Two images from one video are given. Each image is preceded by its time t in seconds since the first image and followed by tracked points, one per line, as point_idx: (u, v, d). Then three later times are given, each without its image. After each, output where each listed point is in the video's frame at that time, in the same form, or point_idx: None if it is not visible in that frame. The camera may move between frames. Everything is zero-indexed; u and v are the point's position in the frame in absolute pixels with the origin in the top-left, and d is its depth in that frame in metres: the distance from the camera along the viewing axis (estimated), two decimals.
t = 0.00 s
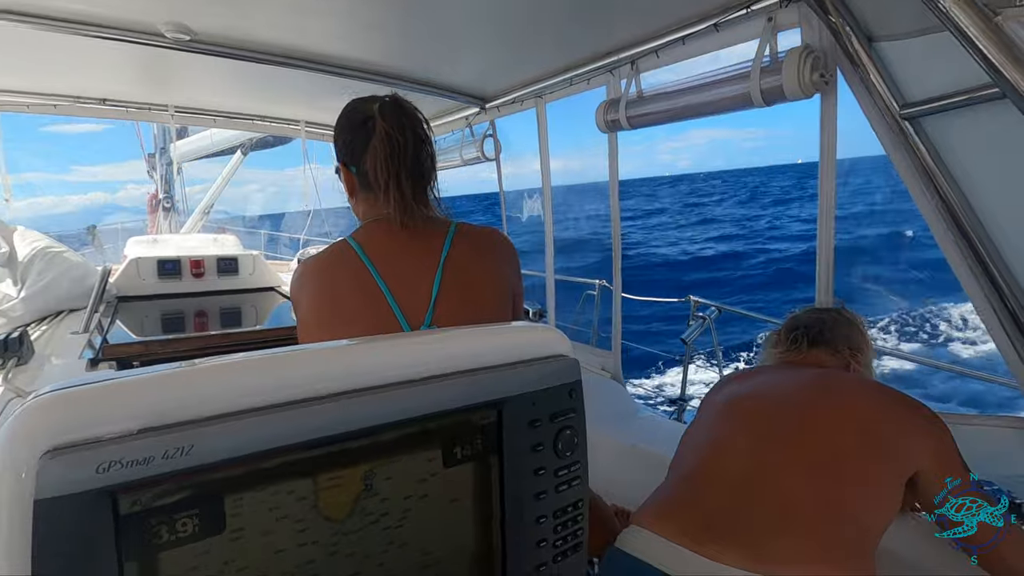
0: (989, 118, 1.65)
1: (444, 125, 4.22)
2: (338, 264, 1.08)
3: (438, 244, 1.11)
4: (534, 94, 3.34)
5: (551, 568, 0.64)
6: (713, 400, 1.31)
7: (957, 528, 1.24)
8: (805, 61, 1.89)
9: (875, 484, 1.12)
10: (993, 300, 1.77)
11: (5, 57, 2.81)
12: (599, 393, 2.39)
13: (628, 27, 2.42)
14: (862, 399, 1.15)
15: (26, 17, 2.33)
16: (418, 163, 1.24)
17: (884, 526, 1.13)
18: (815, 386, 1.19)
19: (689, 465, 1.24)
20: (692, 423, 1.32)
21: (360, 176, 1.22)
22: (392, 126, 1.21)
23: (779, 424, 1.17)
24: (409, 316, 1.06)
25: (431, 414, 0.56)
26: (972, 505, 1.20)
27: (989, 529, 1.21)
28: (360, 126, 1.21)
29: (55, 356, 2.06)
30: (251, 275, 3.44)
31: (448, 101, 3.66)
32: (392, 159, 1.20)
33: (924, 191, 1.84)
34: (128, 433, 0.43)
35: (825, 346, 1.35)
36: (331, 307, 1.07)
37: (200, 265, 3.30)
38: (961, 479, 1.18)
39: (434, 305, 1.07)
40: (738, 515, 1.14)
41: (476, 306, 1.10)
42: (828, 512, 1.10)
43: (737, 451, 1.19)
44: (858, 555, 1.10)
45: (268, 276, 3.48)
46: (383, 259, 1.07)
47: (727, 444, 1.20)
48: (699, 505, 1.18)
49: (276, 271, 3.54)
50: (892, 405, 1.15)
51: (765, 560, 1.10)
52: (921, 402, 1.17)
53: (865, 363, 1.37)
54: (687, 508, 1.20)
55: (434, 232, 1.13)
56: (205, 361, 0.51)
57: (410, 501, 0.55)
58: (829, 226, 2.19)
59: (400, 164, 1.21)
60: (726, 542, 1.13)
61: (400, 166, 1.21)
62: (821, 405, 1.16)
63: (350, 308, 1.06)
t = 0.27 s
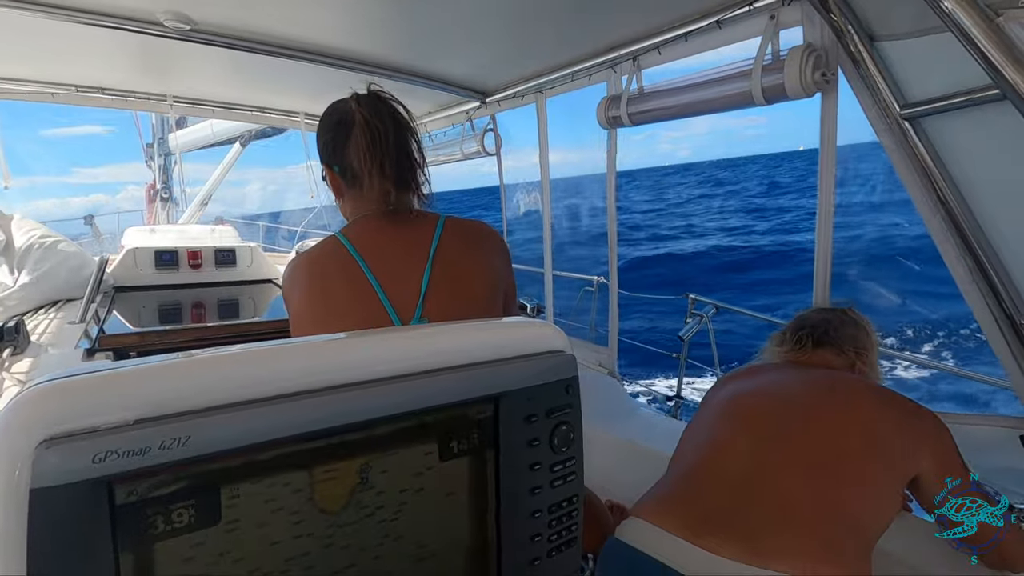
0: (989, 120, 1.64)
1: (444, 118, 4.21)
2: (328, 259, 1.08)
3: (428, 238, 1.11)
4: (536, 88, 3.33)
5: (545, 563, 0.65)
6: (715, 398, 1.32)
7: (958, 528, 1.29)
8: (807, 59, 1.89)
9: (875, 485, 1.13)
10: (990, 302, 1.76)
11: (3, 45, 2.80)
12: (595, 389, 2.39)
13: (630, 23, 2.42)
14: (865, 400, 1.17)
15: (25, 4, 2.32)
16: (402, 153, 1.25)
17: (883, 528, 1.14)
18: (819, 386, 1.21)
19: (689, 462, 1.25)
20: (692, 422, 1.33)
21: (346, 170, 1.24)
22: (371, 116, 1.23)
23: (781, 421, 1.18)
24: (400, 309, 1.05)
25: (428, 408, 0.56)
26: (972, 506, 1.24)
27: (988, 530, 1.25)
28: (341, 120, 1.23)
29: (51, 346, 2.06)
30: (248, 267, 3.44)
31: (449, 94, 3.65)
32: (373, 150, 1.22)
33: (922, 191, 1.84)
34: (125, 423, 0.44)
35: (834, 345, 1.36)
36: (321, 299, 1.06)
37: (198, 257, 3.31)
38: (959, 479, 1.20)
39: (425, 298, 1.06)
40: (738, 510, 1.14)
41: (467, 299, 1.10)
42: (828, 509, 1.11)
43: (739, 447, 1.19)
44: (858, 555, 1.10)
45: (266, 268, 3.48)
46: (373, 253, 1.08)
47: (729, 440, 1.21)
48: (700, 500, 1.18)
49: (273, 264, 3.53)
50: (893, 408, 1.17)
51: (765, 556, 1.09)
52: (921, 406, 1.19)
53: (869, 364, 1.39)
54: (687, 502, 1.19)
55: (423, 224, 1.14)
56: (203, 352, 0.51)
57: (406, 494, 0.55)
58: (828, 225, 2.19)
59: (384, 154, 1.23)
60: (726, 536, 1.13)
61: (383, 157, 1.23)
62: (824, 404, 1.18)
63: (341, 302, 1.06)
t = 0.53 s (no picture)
0: (990, 120, 1.64)
1: (444, 116, 4.20)
2: (321, 257, 1.08)
3: (419, 234, 1.11)
4: (536, 87, 3.32)
5: (543, 561, 0.65)
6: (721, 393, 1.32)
7: (958, 527, 1.28)
8: (810, 59, 1.88)
9: (880, 484, 1.13)
10: (988, 303, 1.76)
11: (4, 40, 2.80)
12: (595, 388, 2.39)
13: (632, 22, 2.42)
14: (875, 402, 1.16)
15: None
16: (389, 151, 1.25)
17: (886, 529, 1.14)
18: (828, 385, 1.20)
19: (693, 456, 1.25)
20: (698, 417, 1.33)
21: (336, 171, 1.25)
22: (355, 117, 1.24)
23: (788, 419, 1.18)
24: (390, 304, 1.06)
25: (427, 406, 0.56)
26: (972, 504, 1.23)
27: (988, 530, 1.25)
28: (329, 123, 1.25)
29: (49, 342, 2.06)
30: (247, 264, 3.44)
31: (449, 92, 3.65)
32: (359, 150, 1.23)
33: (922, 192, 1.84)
34: (123, 420, 0.44)
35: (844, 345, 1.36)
36: (316, 298, 1.06)
37: (197, 254, 3.30)
38: (959, 479, 1.19)
39: (414, 292, 1.07)
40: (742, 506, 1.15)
41: (461, 295, 1.10)
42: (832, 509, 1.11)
43: (745, 443, 1.19)
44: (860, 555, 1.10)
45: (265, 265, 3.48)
46: (367, 250, 1.08)
47: (735, 437, 1.21)
48: (703, 494, 1.19)
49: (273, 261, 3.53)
50: (903, 410, 1.16)
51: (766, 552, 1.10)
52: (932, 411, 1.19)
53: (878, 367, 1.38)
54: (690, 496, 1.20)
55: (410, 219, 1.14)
56: (202, 350, 0.51)
57: (404, 493, 0.55)
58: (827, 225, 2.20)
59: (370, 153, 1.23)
60: (728, 531, 1.13)
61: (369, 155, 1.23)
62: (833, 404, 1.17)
63: (330, 300, 1.06)
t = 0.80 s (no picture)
0: (990, 119, 1.64)
1: (444, 118, 4.21)
2: (324, 255, 1.08)
3: (423, 235, 1.11)
4: (536, 88, 3.32)
5: (543, 563, 0.64)
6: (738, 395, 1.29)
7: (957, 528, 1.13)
8: (810, 59, 1.88)
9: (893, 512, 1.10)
10: (989, 302, 1.76)
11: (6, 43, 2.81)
12: (596, 389, 2.39)
13: (632, 23, 2.42)
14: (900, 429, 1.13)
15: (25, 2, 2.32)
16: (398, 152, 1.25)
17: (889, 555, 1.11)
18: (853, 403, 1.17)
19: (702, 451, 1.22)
20: (713, 413, 1.29)
21: (345, 171, 1.25)
22: (366, 119, 1.23)
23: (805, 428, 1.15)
24: (391, 304, 1.06)
25: (427, 408, 0.56)
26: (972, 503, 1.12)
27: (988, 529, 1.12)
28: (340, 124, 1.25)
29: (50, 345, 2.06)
30: (247, 266, 3.44)
31: (449, 93, 3.65)
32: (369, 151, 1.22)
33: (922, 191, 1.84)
34: (122, 423, 0.43)
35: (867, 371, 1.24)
36: (317, 297, 1.06)
37: (197, 256, 3.31)
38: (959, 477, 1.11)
39: (415, 293, 1.06)
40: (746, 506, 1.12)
41: (462, 295, 1.10)
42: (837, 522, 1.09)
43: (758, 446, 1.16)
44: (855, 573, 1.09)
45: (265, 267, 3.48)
46: (370, 249, 1.08)
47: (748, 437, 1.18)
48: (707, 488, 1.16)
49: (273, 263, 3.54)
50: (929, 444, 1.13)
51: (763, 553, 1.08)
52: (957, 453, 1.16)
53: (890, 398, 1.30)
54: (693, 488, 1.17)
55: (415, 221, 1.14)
56: (202, 352, 0.51)
57: (405, 494, 0.55)
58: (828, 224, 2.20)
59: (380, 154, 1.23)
60: (729, 528, 1.11)
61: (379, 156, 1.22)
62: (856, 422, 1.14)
63: (331, 298, 1.05)
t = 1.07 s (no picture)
0: (987, 127, 1.65)
1: (444, 128, 4.22)
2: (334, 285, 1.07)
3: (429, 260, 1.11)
4: (535, 98, 3.34)
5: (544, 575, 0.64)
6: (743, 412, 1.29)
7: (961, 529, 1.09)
8: (809, 68, 1.89)
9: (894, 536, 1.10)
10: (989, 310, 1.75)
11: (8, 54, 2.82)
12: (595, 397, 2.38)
13: (631, 32, 2.43)
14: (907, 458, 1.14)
15: (28, 14, 2.33)
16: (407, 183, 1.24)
17: None
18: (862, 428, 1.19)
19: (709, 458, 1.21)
20: (717, 426, 1.29)
21: (354, 216, 1.24)
22: (372, 161, 1.24)
23: (817, 446, 1.15)
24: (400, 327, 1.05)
25: (428, 418, 0.56)
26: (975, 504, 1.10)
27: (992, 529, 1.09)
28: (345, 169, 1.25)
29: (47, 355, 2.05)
30: (247, 275, 3.44)
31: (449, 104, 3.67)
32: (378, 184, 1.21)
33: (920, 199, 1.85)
34: (120, 434, 0.43)
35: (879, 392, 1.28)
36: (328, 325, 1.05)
37: (197, 265, 3.30)
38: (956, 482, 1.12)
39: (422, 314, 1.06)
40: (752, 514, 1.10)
41: (469, 315, 1.10)
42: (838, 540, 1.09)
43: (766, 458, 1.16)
44: None
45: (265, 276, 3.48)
46: (378, 276, 1.07)
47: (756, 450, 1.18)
48: (713, 493, 1.13)
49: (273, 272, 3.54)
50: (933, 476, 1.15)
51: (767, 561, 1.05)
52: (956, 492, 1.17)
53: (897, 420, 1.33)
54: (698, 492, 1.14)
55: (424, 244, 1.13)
56: (200, 362, 0.51)
57: (405, 505, 0.55)
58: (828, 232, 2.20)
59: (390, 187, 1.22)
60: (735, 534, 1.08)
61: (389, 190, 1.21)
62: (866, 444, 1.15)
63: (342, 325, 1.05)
